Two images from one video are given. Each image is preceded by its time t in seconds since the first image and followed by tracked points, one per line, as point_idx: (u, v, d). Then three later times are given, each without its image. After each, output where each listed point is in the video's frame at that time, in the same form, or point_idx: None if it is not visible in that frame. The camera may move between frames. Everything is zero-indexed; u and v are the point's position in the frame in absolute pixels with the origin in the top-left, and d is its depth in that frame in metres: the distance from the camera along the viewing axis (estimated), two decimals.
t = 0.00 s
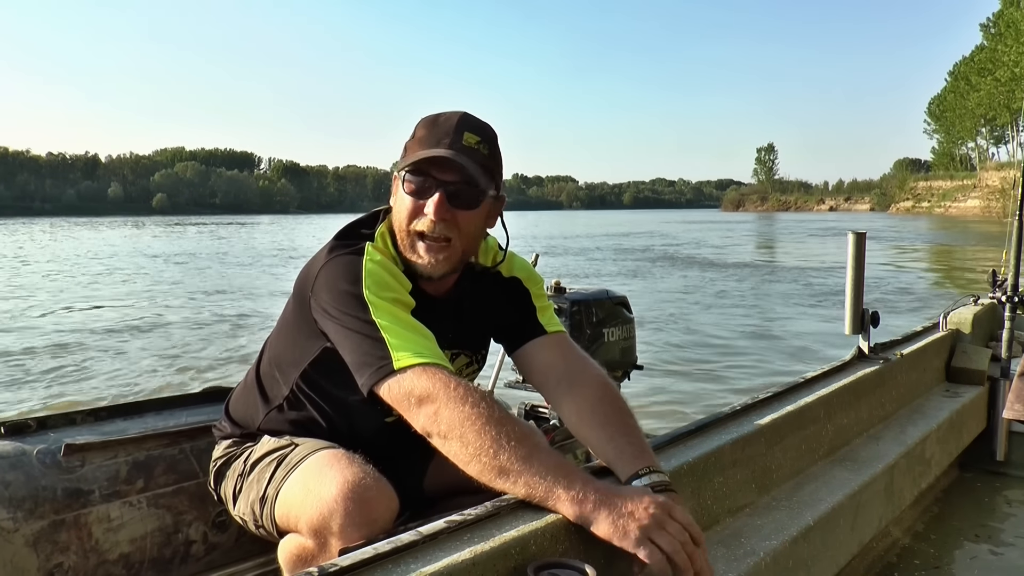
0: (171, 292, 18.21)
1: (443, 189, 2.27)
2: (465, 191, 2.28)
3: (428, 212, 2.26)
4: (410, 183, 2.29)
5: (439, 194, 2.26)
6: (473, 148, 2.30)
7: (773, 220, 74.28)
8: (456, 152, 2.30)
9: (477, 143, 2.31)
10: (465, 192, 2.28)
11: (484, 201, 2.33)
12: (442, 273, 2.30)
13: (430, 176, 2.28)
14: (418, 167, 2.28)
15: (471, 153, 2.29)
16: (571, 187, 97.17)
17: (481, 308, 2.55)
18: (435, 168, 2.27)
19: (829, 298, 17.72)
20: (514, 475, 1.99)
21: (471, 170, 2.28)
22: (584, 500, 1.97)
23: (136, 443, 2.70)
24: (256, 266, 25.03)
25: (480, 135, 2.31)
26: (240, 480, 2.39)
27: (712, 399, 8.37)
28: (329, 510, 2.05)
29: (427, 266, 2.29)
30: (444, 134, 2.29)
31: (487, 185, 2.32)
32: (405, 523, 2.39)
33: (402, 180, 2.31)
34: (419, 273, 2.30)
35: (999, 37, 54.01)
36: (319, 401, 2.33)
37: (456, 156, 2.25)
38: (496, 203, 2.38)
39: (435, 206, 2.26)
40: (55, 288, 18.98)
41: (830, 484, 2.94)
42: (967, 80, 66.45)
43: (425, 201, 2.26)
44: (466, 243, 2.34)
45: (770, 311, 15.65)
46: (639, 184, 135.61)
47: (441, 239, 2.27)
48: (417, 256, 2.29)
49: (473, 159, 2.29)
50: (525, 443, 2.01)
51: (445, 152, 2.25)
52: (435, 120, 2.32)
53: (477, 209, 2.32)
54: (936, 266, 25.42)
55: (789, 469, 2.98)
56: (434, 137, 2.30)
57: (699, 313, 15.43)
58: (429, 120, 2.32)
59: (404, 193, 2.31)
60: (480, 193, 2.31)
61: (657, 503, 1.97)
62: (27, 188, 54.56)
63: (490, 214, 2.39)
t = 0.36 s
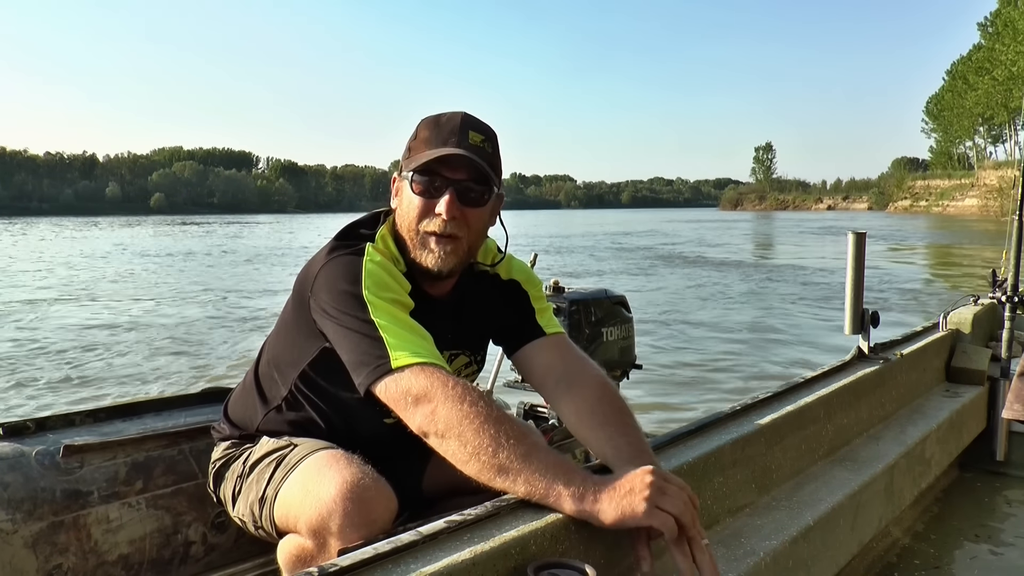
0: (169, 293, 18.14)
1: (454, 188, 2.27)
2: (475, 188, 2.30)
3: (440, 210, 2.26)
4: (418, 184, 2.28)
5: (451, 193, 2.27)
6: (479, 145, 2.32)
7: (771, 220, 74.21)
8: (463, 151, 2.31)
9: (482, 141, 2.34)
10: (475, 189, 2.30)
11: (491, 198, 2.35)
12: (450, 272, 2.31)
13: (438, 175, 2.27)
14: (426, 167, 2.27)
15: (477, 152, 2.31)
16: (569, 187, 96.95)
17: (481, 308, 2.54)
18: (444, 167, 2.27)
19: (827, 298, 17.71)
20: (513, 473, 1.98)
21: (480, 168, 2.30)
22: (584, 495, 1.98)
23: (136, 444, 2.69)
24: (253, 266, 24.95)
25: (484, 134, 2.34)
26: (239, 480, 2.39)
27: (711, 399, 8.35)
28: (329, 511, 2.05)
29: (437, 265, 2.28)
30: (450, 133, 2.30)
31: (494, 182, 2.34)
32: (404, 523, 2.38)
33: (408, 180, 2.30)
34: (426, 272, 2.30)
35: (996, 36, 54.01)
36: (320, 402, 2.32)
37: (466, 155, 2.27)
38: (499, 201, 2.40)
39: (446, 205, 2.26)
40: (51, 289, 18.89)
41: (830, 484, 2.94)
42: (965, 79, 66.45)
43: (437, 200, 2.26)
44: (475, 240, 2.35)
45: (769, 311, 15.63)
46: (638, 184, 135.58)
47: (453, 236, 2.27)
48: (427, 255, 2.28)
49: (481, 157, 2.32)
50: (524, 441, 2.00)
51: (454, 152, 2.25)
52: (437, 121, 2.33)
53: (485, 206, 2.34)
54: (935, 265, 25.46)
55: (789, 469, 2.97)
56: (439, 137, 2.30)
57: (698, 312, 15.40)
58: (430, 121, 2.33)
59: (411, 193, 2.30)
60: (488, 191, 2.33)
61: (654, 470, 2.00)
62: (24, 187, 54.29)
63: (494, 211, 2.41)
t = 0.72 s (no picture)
0: (169, 289, 18.10)
1: (459, 188, 2.28)
2: (481, 187, 2.31)
3: (446, 209, 2.26)
4: (424, 183, 2.29)
5: (457, 192, 2.27)
6: (485, 145, 2.34)
7: (769, 217, 74.13)
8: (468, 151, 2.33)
9: (486, 141, 2.36)
10: (480, 189, 2.30)
11: (495, 198, 2.36)
12: (455, 272, 2.30)
13: (445, 174, 2.28)
14: (432, 167, 2.29)
15: (483, 151, 2.33)
16: (568, 183, 96.77)
17: (482, 309, 2.54)
18: (450, 166, 2.28)
19: (827, 296, 17.72)
20: (514, 473, 1.99)
21: (485, 167, 2.31)
22: (582, 497, 1.99)
23: (138, 441, 2.69)
24: (252, 262, 24.91)
25: (490, 134, 2.36)
26: (239, 479, 2.39)
27: (711, 396, 8.36)
28: (329, 510, 2.05)
29: (443, 264, 2.28)
30: (456, 133, 2.32)
31: (498, 182, 2.35)
32: (403, 523, 2.38)
33: (414, 179, 2.31)
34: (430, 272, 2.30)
35: (996, 34, 53.98)
36: (322, 402, 2.32)
37: (472, 154, 2.28)
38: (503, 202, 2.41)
39: (452, 204, 2.26)
40: (50, 285, 18.86)
41: (830, 484, 2.94)
42: (964, 77, 66.40)
43: (443, 199, 2.27)
44: (479, 241, 2.34)
45: (768, 308, 15.64)
46: (637, 181, 135.54)
47: (458, 236, 2.27)
48: (432, 254, 2.28)
49: (486, 156, 2.33)
50: (524, 441, 2.00)
51: (460, 150, 2.27)
52: (442, 121, 2.35)
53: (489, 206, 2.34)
54: (933, 262, 25.48)
55: (789, 469, 2.98)
56: (446, 136, 2.32)
57: (697, 310, 15.40)
58: (436, 121, 2.34)
59: (417, 192, 2.30)
60: (493, 191, 2.34)
61: (656, 492, 1.99)
62: (22, 183, 54.10)
63: (498, 212, 2.41)
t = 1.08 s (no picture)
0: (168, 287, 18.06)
1: (465, 190, 2.28)
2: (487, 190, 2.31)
3: (451, 211, 2.26)
4: (429, 184, 2.29)
5: (463, 194, 2.27)
6: (492, 148, 2.33)
7: (769, 216, 74.02)
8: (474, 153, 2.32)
9: (493, 144, 2.35)
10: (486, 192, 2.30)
11: (501, 201, 2.35)
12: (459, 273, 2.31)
13: (451, 177, 2.28)
14: (438, 168, 2.28)
15: (489, 154, 2.32)
16: (567, 182, 96.57)
17: (487, 311, 2.53)
18: (457, 168, 2.27)
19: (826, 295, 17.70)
20: (507, 478, 1.99)
21: (492, 171, 2.30)
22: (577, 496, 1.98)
23: (138, 438, 2.69)
24: (251, 261, 24.84)
25: (497, 137, 2.35)
26: (240, 476, 2.38)
27: (710, 396, 8.34)
28: (329, 509, 2.04)
29: (447, 266, 2.28)
30: (462, 135, 2.31)
31: (505, 185, 2.34)
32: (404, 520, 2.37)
33: (420, 181, 2.30)
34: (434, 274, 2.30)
35: (995, 34, 53.98)
36: (323, 400, 2.33)
37: (478, 157, 2.28)
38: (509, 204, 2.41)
39: (457, 206, 2.26)
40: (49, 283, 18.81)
41: (830, 484, 2.94)
42: (963, 77, 66.35)
43: (449, 202, 2.26)
44: (483, 243, 2.35)
45: (768, 307, 15.62)
46: (636, 180, 135.46)
47: (462, 238, 2.27)
48: (435, 255, 2.28)
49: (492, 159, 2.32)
50: (514, 444, 2.00)
51: (467, 153, 2.26)
52: (450, 122, 2.34)
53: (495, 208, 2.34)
54: (932, 262, 25.47)
55: (790, 469, 2.98)
56: (452, 138, 2.31)
57: (696, 309, 15.38)
58: (443, 123, 2.34)
59: (423, 193, 2.30)
60: (498, 194, 2.33)
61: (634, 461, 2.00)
62: (21, 180, 53.89)
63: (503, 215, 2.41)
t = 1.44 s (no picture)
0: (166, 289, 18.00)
1: (465, 194, 2.27)
2: (487, 192, 2.31)
3: (451, 214, 2.26)
4: (430, 187, 2.28)
5: (463, 198, 2.27)
6: (493, 151, 2.32)
7: (766, 218, 73.96)
8: (476, 157, 2.31)
9: (495, 147, 2.34)
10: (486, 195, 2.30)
11: (501, 205, 2.35)
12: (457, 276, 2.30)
13: (451, 180, 2.27)
14: (438, 171, 2.28)
15: (491, 157, 2.31)
16: (565, 185, 96.47)
17: (487, 313, 2.52)
18: (456, 171, 2.26)
19: (825, 296, 17.70)
20: (510, 481, 2.01)
21: (492, 173, 2.29)
22: (580, 500, 2.00)
23: (137, 439, 2.67)
24: (248, 263, 24.78)
25: (498, 140, 2.33)
26: (240, 477, 2.38)
27: (710, 397, 8.33)
28: (329, 510, 2.04)
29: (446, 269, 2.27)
30: (464, 138, 2.30)
31: (505, 189, 2.34)
32: (404, 520, 2.37)
33: (421, 183, 2.29)
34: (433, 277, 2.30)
35: (991, 36, 54.09)
36: (324, 402, 2.32)
37: (478, 160, 2.27)
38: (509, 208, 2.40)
39: (457, 209, 2.26)
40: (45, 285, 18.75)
41: (829, 485, 2.94)
42: (960, 79, 66.47)
43: (448, 204, 2.26)
44: (483, 246, 2.34)
45: (766, 309, 15.60)
46: (633, 182, 135.46)
47: (461, 241, 2.26)
48: (434, 258, 2.27)
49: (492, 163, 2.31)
50: (517, 448, 2.00)
51: (467, 156, 2.26)
52: (451, 125, 2.33)
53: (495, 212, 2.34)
54: (929, 264, 25.49)
55: (789, 469, 2.97)
56: (454, 141, 2.31)
57: (695, 310, 15.36)
58: (445, 125, 2.33)
59: (423, 197, 2.29)
60: (498, 198, 2.33)
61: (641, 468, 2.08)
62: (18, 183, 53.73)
63: (504, 219, 2.40)
